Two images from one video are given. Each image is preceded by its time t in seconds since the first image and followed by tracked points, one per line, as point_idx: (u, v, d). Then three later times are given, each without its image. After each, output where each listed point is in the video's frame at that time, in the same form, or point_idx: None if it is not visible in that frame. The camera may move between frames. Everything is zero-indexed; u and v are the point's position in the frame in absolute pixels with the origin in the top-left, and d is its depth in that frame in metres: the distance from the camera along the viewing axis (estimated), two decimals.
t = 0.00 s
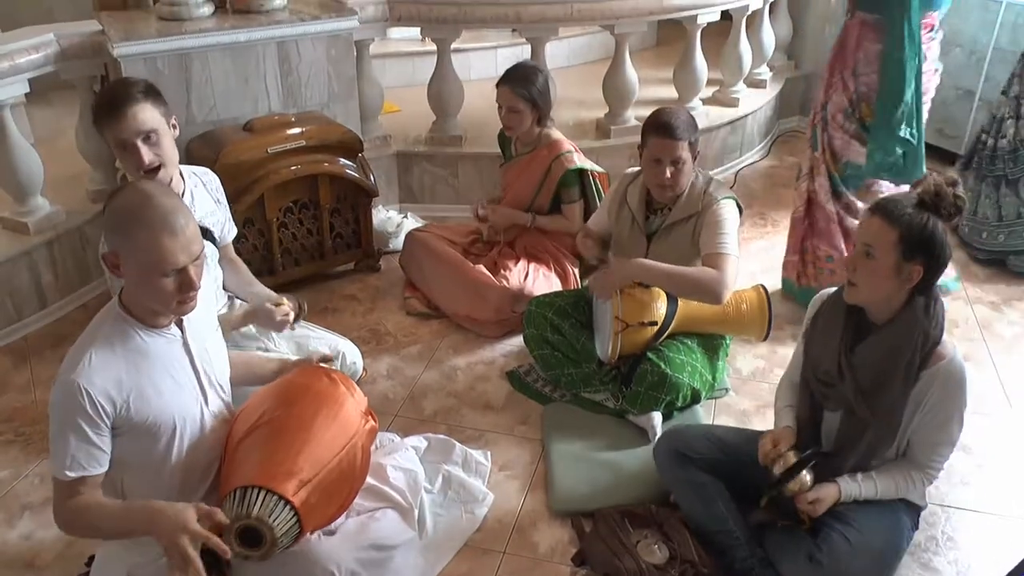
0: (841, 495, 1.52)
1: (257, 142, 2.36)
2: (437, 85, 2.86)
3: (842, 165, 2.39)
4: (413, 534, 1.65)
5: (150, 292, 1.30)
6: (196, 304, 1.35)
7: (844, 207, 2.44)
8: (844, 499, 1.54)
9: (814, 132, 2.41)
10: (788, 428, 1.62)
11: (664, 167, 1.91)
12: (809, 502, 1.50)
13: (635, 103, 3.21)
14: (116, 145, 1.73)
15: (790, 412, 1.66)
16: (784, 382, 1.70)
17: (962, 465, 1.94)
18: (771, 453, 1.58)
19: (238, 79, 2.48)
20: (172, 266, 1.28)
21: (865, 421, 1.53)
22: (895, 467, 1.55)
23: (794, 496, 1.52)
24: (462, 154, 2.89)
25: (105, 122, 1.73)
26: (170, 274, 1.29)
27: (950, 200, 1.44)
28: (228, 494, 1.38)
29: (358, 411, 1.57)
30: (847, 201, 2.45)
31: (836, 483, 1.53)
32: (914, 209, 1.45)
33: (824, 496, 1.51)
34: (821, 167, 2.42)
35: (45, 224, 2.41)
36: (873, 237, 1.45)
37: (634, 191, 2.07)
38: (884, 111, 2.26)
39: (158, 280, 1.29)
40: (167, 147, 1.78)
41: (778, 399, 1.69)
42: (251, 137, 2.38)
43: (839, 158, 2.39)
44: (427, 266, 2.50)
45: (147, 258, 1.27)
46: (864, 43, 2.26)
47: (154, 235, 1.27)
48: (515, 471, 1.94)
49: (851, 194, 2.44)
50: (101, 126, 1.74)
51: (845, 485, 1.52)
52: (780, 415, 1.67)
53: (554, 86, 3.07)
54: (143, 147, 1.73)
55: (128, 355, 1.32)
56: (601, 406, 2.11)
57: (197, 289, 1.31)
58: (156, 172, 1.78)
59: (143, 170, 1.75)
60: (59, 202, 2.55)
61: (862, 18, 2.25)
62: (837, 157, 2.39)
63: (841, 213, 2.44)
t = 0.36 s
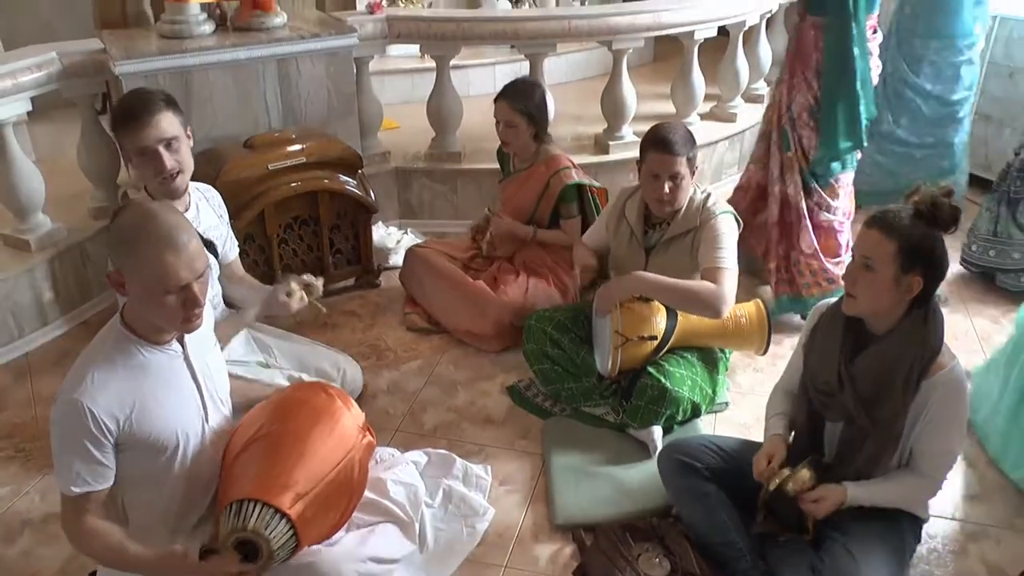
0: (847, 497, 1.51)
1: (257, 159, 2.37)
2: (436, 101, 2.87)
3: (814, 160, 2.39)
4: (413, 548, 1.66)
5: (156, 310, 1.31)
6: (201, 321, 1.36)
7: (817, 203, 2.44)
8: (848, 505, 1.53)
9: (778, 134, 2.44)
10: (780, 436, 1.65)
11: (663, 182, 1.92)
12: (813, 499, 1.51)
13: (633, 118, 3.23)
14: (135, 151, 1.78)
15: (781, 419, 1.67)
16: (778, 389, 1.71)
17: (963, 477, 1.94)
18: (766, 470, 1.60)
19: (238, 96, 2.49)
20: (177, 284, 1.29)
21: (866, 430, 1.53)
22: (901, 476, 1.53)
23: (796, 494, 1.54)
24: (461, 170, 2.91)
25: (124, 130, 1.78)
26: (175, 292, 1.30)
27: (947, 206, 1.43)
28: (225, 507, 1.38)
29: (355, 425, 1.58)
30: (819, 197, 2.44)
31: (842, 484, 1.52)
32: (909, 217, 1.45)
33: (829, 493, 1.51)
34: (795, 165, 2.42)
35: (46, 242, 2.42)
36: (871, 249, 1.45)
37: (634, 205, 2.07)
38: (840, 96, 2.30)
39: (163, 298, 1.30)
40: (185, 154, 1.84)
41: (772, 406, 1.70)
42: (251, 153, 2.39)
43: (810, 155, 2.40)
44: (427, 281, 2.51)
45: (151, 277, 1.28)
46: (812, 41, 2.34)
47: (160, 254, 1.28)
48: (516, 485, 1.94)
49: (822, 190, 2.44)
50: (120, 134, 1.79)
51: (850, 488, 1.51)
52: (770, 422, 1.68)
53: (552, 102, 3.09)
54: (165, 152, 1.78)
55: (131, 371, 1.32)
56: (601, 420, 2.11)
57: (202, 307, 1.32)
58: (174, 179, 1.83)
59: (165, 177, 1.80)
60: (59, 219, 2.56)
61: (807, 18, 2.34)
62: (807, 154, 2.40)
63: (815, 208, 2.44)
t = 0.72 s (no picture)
0: (845, 522, 1.51)
1: (262, 179, 2.39)
2: (440, 121, 2.88)
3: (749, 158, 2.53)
4: (417, 567, 1.65)
5: (162, 330, 1.31)
6: (207, 341, 1.36)
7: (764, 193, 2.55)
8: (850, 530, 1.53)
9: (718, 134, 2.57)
10: (789, 456, 1.63)
11: (665, 202, 1.92)
12: (810, 527, 1.52)
13: (636, 137, 3.24)
14: (168, 161, 1.86)
15: (791, 442, 1.66)
16: (786, 409, 1.69)
17: (970, 495, 1.93)
18: (772, 479, 1.61)
19: (243, 116, 2.51)
20: (181, 305, 1.29)
21: (866, 450, 1.54)
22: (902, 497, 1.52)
23: (797, 519, 1.56)
24: (465, 189, 2.92)
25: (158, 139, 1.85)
26: (180, 312, 1.30)
27: (945, 228, 1.46)
28: (233, 525, 1.39)
29: (361, 439, 1.58)
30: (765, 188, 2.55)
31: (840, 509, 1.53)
32: (914, 245, 1.44)
33: (825, 521, 1.51)
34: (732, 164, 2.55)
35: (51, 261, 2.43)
36: (872, 270, 1.46)
37: (636, 225, 2.07)
38: (776, 99, 2.44)
39: (169, 318, 1.30)
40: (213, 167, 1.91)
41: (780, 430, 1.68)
42: (256, 173, 2.41)
43: (749, 148, 2.53)
44: (431, 301, 2.51)
45: (157, 297, 1.29)
46: (759, 45, 2.44)
47: (165, 274, 1.28)
48: (519, 503, 1.93)
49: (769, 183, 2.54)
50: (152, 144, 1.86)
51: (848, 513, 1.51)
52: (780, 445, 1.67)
53: (555, 121, 3.10)
54: (197, 161, 1.86)
55: (136, 389, 1.33)
56: (605, 440, 2.11)
57: (207, 326, 1.33)
58: (203, 191, 1.88)
59: (195, 186, 1.86)
60: (66, 239, 2.57)
61: (758, 22, 2.44)
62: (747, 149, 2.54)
63: (762, 197, 2.55)
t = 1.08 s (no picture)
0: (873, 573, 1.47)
1: (281, 234, 2.41)
2: (457, 175, 2.91)
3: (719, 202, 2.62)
4: None
5: (176, 388, 1.31)
6: (223, 396, 1.36)
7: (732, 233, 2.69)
8: None
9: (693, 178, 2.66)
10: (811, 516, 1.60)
11: (684, 252, 1.93)
12: None
13: (653, 188, 3.26)
14: (196, 215, 1.89)
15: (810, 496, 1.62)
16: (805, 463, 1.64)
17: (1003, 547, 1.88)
18: (795, 549, 1.56)
19: (264, 172, 2.54)
20: (193, 362, 1.30)
21: (894, 503, 1.51)
22: (931, 549, 1.51)
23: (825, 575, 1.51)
24: (483, 243, 2.93)
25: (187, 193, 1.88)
26: (193, 368, 1.30)
27: (960, 275, 1.47)
28: None
29: (383, 498, 1.60)
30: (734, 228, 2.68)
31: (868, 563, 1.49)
32: (935, 295, 1.45)
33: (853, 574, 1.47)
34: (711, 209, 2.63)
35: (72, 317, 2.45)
36: (894, 319, 1.44)
37: (655, 276, 2.07)
38: (749, 145, 2.51)
39: (181, 375, 1.30)
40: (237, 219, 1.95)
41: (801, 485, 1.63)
42: (275, 229, 2.43)
43: (725, 195, 2.59)
44: (449, 354, 2.50)
45: (169, 354, 1.29)
46: (730, 93, 2.52)
47: (177, 332, 1.29)
48: (541, 558, 1.90)
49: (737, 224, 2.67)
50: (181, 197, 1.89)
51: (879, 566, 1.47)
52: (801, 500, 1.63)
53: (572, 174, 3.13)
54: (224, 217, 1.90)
55: (152, 443, 1.32)
56: (626, 493, 2.08)
57: (220, 383, 1.33)
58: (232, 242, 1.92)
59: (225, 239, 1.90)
60: (87, 295, 2.59)
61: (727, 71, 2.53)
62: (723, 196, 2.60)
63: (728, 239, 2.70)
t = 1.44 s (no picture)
0: None
1: (296, 260, 2.41)
2: (470, 198, 2.91)
3: (744, 221, 2.58)
4: None
5: (202, 415, 1.31)
6: (247, 423, 1.36)
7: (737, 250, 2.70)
8: None
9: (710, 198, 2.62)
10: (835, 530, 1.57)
11: (702, 274, 1.91)
12: None
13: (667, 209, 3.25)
14: (200, 254, 1.83)
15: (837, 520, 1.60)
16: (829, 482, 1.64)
17: None
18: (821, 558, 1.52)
19: (279, 197, 2.54)
20: (221, 388, 1.30)
21: (922, 522, 1.47)
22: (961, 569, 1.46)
23: None
24: (498, 265, 2.92)
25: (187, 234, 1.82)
26: (220, 396, 1.30)
27: (987, 294, 1.45)
28: None
29: (401, 523, 1.61)
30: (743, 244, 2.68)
31: None
32: (961, 316, 1.43)
33: None
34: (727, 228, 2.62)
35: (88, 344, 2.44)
36: (922, 342, 1.43)
37: (673, 297, 2.06)
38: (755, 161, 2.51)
39: (209, 403, 1.30)
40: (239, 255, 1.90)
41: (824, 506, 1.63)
42: (290, 255, 2.42)
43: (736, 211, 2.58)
44: (465, 376, 2.49)
45: (195, 381, 1.28)
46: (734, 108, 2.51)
47: (201, 358, 1.29)
48: None
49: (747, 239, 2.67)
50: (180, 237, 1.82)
51: None
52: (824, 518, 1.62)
53: (586, 195, 3.12)
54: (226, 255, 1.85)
55: (174, 473, 1.32)
56: (646, 515, 2.05)
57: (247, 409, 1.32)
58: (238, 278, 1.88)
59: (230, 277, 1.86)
60: (103, 321, 2.59)
61: (723, 88, 2.51)
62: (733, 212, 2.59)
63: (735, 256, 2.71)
